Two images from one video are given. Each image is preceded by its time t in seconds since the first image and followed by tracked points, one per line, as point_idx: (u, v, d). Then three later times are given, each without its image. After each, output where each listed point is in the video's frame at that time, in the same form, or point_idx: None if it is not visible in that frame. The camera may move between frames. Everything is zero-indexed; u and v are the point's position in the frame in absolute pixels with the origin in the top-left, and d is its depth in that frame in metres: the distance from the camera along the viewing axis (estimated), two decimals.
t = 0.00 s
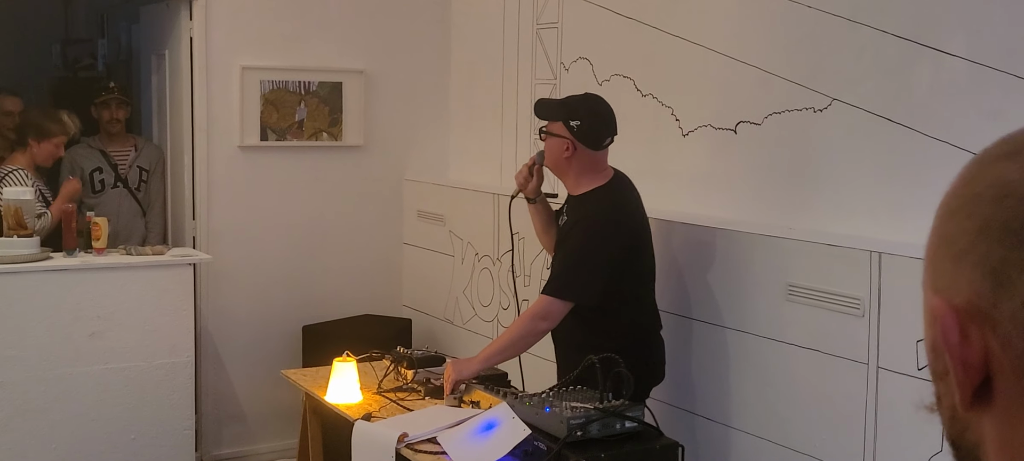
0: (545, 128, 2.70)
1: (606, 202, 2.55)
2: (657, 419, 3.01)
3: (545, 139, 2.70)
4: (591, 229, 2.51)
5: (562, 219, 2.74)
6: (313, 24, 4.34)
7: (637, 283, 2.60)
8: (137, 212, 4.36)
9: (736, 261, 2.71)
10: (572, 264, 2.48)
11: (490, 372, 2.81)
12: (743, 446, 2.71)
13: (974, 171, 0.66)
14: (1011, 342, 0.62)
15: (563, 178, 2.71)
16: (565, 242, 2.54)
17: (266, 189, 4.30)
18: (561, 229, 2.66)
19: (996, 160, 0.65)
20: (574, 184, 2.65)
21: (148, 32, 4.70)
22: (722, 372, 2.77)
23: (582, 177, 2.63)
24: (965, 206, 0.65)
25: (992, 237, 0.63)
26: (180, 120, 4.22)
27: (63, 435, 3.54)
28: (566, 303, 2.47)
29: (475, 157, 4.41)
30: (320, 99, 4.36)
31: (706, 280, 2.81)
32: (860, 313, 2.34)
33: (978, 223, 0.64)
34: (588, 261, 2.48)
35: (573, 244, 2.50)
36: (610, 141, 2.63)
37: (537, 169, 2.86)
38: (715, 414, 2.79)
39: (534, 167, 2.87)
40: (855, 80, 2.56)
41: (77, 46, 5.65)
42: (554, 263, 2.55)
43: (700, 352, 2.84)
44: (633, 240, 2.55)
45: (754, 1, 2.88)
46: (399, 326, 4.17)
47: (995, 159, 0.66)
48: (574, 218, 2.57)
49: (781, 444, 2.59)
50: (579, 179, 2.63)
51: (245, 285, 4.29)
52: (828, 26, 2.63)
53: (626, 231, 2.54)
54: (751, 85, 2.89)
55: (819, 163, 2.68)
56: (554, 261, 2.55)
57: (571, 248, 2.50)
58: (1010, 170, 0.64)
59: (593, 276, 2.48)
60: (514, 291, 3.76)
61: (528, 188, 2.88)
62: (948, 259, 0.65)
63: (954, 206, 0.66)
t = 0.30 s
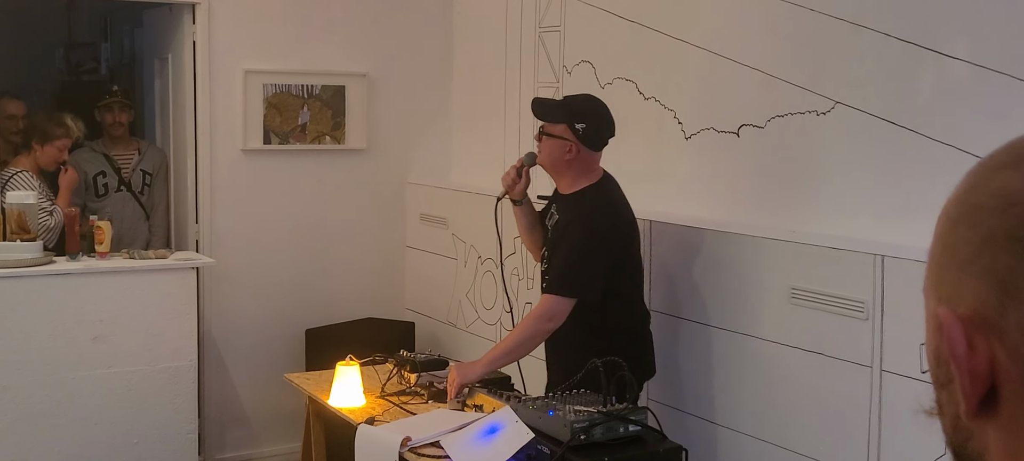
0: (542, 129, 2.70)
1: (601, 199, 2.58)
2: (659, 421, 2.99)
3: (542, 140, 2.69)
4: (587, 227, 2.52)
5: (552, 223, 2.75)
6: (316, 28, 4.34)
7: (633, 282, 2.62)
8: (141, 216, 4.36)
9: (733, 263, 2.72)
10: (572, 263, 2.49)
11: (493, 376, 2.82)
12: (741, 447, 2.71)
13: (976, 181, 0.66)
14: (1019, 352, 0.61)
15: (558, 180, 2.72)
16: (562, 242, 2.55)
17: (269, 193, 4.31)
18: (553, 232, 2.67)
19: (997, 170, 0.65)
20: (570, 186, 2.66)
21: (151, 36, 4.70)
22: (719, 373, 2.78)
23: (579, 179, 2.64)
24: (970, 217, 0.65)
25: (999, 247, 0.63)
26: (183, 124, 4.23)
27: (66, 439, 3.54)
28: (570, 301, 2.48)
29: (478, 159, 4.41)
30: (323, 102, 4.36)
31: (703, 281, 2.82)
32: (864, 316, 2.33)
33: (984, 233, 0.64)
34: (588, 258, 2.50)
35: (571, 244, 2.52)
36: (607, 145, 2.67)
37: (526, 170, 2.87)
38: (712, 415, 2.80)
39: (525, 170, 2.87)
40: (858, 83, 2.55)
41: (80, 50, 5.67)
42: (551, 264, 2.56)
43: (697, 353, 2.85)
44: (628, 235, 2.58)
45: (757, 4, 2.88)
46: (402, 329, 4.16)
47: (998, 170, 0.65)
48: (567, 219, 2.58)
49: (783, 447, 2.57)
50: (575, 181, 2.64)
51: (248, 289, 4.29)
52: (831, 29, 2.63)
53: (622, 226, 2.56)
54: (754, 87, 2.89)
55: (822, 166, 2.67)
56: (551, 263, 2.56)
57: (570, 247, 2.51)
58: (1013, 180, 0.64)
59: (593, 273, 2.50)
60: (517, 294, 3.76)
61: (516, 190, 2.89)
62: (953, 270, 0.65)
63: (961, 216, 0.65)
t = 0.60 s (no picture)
0: (534, 131, 2.71)
1: (596, 195, 2.61)
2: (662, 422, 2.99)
3: (536, 143, 2.70)
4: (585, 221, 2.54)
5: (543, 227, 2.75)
6: (320, 29, 4.35)
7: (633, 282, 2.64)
8: (145, 217, 4.37)
9: (735, 263, 2.72)
10: (573, 257, 2.50)
11: (497, 377, 2.82)
12: (743, 447, 2.71)
13: (989, 183, 0.64)
14: None
15: (548, 180, 2.74)
16: (560, 239, 2.55)
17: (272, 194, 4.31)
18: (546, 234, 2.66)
19: (1005, 174, 0.64)
20: (564, 186, 2.69)
21: (154, 38, 4.71)
22: (721, 373, 2.78)
23: (574, 179, 2.68)
24: (981, 217, 0.63)
25: (1010, 247, 0.61)
26: (187, 125, 4.23)
27: (70, 439, 3.54)
28: (574, 295, 2.49)
29: (482, 160, 4.41)
30: (326, 103, 4.36)
31: (705, 282, 2.83)
32: (868, 317, 2.32)
33: (995, 234, 0.62)
34: (589, 252, 2.51)
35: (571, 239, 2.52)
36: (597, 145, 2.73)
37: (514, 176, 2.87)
38: (714, 415, 2.80)
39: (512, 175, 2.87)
40: (861, 83, 2.55)
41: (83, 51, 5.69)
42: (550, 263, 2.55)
43: (700, 353, 2.85)
44: (621, 231, 2.61)
45: (760, 5, 2.88)
46: (405, 330, 4.16)
47: (1008, 171, 0.64)
48: (563, 217, 2.58)
49: (786, 448, 2.57)
50: (570, 181, 2.68)
51: (251, 290, 4.29)
52: (834, 29, 2.63)
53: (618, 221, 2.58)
54: (757, 87, 2.89)
55: (825, 166, 2.67)
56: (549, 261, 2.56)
57: (570, 241, 2.52)
58: None
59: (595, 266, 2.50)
60: (520, 294, 3.75)
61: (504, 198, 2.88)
62: (963, 271, 0.63)
63: (972, 215, 0.64)
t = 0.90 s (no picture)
0: (527, 130, 2.71)
1: (592, 183, 2.63)
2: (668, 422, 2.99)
3: (529, 141, 2.70)
4: (581, 208, 2.56)
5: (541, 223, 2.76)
6: (324, 29, 4.35)
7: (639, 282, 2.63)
8: (150, 218, 4.37)
9: (741, 262, 2.71)
10: (570, 244, 2.51)
11: (502, 377, 2.82)
12: (748, 447, 2.70)
13: (1004, 179, 0.63)
14: None
15: (542, 178, 2.74)
16: (557, 229, 2.57)
17: (278, 194, 4.31)
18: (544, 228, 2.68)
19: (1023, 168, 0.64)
20: (561, 182, 2.70)
21: (160, 39, 4.71)
22: (727, 373, 2.77)
23: (569, 174, 2.69)
24: (995, 214, 0.62)
25: None
26: (192, 126, 4.24)
27: (77, 440, 3.55)
28: (573, 281, 2.50)
29: (487, 160, 4.41)
30: (332, 104, 4.37)
31: (708, 282, 2.83)
32: (874, 316, 2.32)
33: (1010, 230, 0.62)
34: (586, 238, 2.52)
35: (567, 226, 2.54)
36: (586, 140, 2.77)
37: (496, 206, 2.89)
38: (719, 415, 2.79)
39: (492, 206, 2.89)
40: (867, 83, 2.55)
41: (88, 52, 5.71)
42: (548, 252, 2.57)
43: (705, 352, 2.85)
44: (618, 215, 2.61)
45: (765, 5, 2.88)
46: (410, 330, 4.16)
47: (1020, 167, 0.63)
48: (557, 208, 2.61)
49: (792, 448, 2.56)
50: (566, 177, 2.69)
51: (257, 290, 4.30)
52: (840, 29, 2.63)
53: (613, 207, 2.59)
54: (762, 87, 2.89)
55: (830, 165, 2.67)
56: (548, 252, 2.57)
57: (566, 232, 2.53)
58: None
59: (592, 251, 2.52)
60: (526, 294, 3.75)
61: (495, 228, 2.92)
62: (978, 268, 0.63)
63: (986, 211, 0.64)
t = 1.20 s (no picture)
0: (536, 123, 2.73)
1: (596, 176, 2.64)
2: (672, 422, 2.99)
3: (540, 134, 2.72)
4: (588, 201, 2.56)
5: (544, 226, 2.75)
6: (326, 29, 4.35)
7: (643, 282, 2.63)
8: (153, 219, 4.38)
9: (745, 262, 2.71)
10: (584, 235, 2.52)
11: (505, 377, 2.82)
12: (753, 447, 2.70)
13: (996, 178, 0.61)
14: None
15: (549, 172, 2.75)
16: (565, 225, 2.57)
17: (281, 195, 4.32)
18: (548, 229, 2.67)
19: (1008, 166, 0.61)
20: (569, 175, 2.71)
21: (163, 40, 4.71)
22: (731, 373, 2.77)
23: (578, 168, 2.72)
24: (989, 215, 0.60)
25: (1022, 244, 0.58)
26: (195, 126, 4.25)
27: (79, 441, 3.55)
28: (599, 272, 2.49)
29: (490, 160, 4.41)
30: (334, 104, 4.37)
31: (712, 282, 2.82)
32: (877, 316, 2.32)
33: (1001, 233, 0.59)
34: (598, 228, 2.53)
35: (578, 220, 2.54)
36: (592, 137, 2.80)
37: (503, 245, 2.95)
38: (724, 416, 2.79)
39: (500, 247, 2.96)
40: (869, 82, 2.54)
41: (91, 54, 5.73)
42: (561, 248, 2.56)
43: (709, 353, 2.85)
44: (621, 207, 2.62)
45: (768, 4, 2.87)
46: (413, 331, 4.16)
47: (1008, 170, 0.60)
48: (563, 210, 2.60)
49: (797, 448, 2.56)
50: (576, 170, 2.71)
51: (260, 290, 4.30)
52: (843, 28, 2.62)
53: (616, 200, 2.60)
54: (765, 87, 2.89)
55: (833, 165, 2.67)
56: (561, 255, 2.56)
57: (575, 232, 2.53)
58: None
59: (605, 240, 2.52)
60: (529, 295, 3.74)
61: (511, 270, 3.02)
62: (972, 274, 0.61)
63: (978, 213, 0.61)
